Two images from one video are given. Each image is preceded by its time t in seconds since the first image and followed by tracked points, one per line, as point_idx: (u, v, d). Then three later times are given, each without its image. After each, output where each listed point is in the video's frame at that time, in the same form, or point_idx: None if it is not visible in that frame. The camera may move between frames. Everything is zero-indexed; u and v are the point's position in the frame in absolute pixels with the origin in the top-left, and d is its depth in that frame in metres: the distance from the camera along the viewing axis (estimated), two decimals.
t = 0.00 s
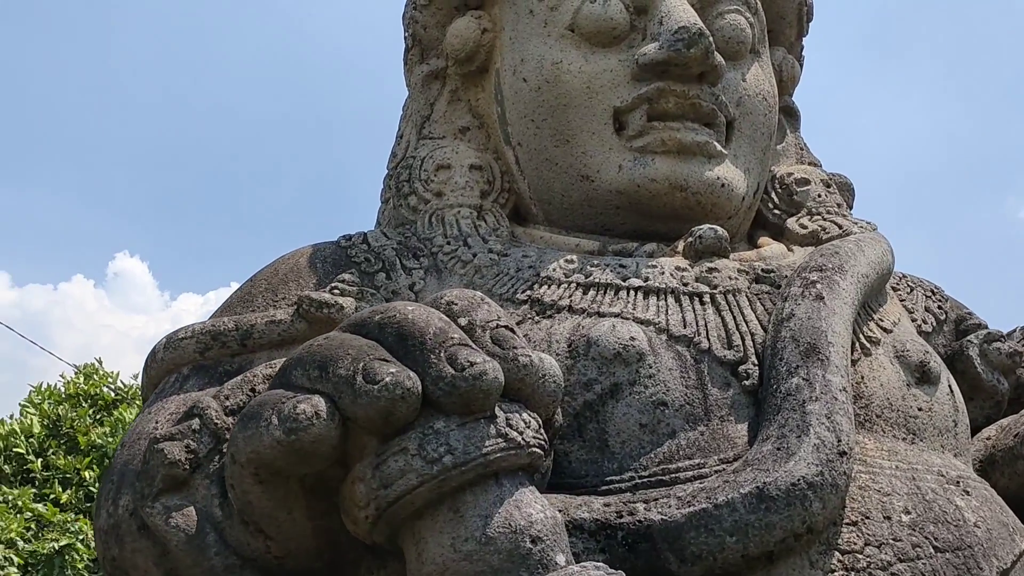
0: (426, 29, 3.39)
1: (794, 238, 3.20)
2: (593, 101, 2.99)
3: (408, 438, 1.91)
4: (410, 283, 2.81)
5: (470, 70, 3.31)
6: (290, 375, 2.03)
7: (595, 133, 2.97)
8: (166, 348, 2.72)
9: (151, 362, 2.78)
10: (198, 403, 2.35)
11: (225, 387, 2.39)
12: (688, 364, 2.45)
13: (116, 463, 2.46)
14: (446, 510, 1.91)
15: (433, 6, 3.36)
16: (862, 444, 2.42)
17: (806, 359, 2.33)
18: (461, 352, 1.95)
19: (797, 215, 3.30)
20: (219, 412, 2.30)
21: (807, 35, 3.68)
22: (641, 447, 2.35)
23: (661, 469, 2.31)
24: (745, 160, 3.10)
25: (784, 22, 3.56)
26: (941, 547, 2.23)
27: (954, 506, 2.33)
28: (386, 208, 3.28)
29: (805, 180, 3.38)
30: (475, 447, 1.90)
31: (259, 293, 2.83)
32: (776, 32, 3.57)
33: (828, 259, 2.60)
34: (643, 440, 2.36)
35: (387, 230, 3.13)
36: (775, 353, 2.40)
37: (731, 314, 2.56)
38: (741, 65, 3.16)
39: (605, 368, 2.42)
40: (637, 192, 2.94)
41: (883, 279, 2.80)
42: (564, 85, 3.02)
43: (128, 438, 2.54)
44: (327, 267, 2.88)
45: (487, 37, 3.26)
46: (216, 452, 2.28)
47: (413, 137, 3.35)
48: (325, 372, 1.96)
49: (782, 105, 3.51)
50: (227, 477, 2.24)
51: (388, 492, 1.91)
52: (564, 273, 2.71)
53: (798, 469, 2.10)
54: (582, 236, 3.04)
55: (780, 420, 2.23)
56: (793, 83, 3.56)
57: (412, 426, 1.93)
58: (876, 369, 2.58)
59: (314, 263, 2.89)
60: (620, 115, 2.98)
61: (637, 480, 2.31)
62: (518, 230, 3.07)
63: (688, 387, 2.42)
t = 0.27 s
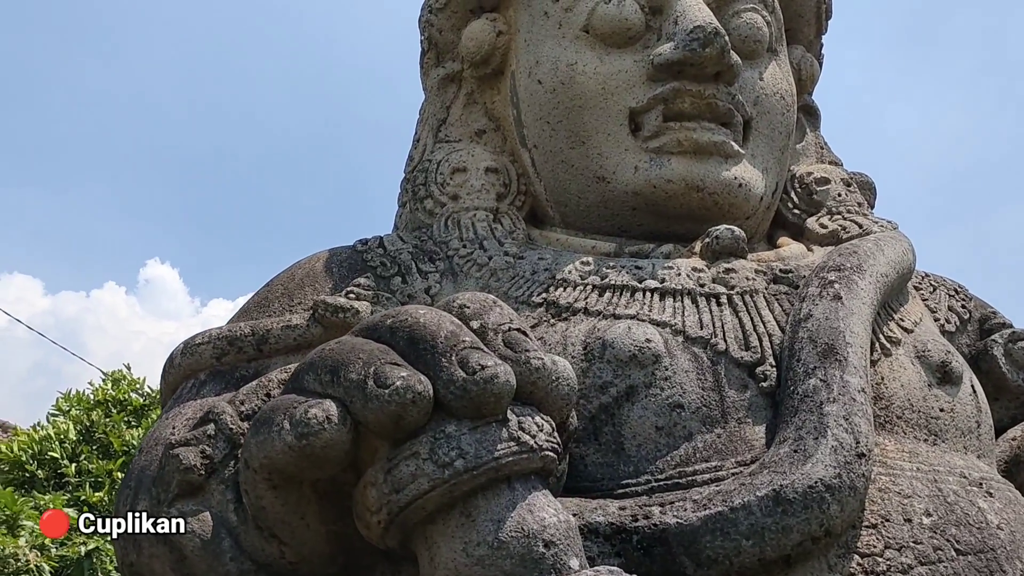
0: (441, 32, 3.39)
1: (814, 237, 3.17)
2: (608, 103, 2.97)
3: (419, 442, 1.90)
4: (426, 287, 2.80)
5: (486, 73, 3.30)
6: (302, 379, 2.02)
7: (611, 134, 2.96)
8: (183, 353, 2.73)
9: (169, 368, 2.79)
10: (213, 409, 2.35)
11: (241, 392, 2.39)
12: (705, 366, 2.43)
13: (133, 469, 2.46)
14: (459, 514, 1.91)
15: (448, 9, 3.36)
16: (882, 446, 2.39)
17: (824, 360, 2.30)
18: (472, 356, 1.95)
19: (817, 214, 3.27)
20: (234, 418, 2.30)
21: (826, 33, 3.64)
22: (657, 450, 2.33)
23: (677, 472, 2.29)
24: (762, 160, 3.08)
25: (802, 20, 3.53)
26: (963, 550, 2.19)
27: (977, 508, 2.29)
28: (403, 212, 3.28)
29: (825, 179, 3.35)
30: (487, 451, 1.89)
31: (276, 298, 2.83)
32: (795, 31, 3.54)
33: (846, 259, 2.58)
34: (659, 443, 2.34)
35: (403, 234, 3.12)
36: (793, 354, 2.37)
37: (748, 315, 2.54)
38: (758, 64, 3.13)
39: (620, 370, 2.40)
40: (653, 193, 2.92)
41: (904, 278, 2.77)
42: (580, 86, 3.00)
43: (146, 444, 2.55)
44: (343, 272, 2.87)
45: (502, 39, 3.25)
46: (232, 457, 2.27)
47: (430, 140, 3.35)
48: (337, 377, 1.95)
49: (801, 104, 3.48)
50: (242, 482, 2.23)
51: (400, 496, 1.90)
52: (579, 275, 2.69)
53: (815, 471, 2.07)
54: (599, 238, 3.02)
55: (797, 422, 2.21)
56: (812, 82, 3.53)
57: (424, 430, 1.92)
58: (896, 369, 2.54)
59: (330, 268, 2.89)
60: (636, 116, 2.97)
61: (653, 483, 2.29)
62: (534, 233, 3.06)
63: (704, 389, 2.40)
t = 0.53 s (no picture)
0: (459, 36, 3.37)
1: (838, 239, 3.12)
2: (628, 105, 2.94)
3: (437, 447, 1.88)
4: (445, 292, 2.78)
5: (504, 76, 3.29)
6: (319, 385, 2.01)
7: (630, 136, 2.93)
8: (202, 360, 2.72)
9: (189, 375, 2.78)
10: (231, 416, 2.34)
11: (259, 399, 2.38)
12: (727, 369, 2.39)
13: (152, 476, 2.45)
14: (478, 520, 1.88)
15: (466, 14, 3.35)
16: (910, 449, 2.35)
17: (849, 362, 2.26)
18: (490, 360, 1.92)
19: (841, 215, 3.23)
20: (252, 424, 2.29)
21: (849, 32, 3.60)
22: (679, 454, 2.30)
23: (700, 476, 2.25)
24: (784, 161, 3.04)
25: (824, 19, 3.49)
26: (994, 555, 2.15)
27: (1008, 512, 2.24)
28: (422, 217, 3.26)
29: (848, 180, 3.30)
30: (505, 455, 1.86)
31: (295, 304, 2.82)
32: (816, 31, 3.50)
33: (870, 260, 2.54)
34: (682, 447, 2.30)
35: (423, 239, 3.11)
36: (817, 357, 2.33)
37: (771, 317, 2.50)
38: (779, 64, 3.10)
39: (641, 374, 2.37)
40: (674, 195, 2.89)
41: (930, 279, 2.72)
42: (598, 89, 2.98)
43: (165, 451, 2.54)
44: (362, 277, 2.86)
45: (520, 43, 3.23)
46: (250, 464, 2.26)
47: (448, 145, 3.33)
48: (353, 382, 1.93)
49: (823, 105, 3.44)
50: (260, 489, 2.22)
51: (418, 502, 1.88)
52: (599, 279, 2.67)
53: (841, 475, 2.03)
54: (619, 241, 3.00)
55: (822, 425, 2.17)
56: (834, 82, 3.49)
57: (442, 435, 1.90)
58: (923, 372, 2.50)
59: (349, 274, 2.88)
60: (656, 118, 2.94)
61: (676, 488, 2.25)
62: (554, 237, 3.03)
63: (727, 393, 2.36)
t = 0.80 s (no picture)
0: (476, 42, 3.35)
1: (863, 243, 3.07)
2: (647, 108, 2.91)
3: (455, 454, 1.84)
4: (463, 299, 2.75)
5: (522, 82, 3.26)
6: (336, 392, 1.98)
7: (650, 140, 2.89)
8: (219, 369, 2.70)
9: (206, 384, 2.76)
10: (247, 424, 2.31)
11: (276, 407, 2.35)
12: (751, 375, 2.35)
13: (169, 486, 2.43)
14: (497, 528, 1.84)
15: (483, 19, 3.32)
16: (939, 455, 2.29)
17: (876, 366, 2.21)
18: (508, 365, 1.89)
19: (865, 219, 3.18)
20: (268, 433, 2.26)
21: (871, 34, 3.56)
22: (702, 461, 2.25)
23: (724, 484, 2.21)
24: (807, 163, 2.99)
25: (846, 21, 3.44)
26: None
27: None
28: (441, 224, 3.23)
29: (872, 183, 3.25)
30: (524, 462, 1.83)
31: (312, 312, 2.80)
32: (838, 33, 3.46)
33: (897, 262, 2.49)
34: (705, 454, 2.26)
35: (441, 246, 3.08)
36: (843, 361, 2.29)
37: (795, 321, 2.46)
38: (801, 66, 3.05)
39: (663, 380, 2.33)
40: (695, 199, 2.85)
41: (957, 282, 2.67)
42: (617, 92, 2.95)
43: (182, 460, 2.51)
44: (380, 284, 2.83)
45: (538, 47, 3.20)
46: (266, 473, 2.23)
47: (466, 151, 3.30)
48: (370, 389, 1.90)
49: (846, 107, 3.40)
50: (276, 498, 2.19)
51: (436, 510, 1.84)
52: (620, 284, 2.63)
53: (869, 481, 1.98)
54: (640, 246, 2.96)
55: (849, 431, 2.12)
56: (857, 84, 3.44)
57: (460, 442, 1.86)
58: (952, 376, 2.44)
59: (367, 281, 2.85)
60: (676, 121, 2.90)
61: (699, 496, 2.21)
62: (573, 242, 3.00)
63: (751, 398, 2.32)
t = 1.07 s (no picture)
0: (480, 44, 3.31)
1: (875, 243, 3.02)
2: (653, 108, 2.86)
3: (457, 459, 1.79)
4: (468, 302, 2.70)
5: (526, 83, 3.22)
6: (335, 396, 1.93)
7: (657, 140, 2.84)
8: (220, 377, 2.65)
9: (207, 392, 2.71)
10: (247, 431, 2.26)
11: (276, 414, 2.30)
12: (762, 377, 2.29)
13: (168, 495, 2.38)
14: (501, 535, 1.79)
15: (487, 21, 3.28)
16: (956, 458, 2.23)
17: (890, 367, 2.15)
18: (511, 367, 1.84)
19: (877, 219, 3.12)
20: (268, 440, 2.21)
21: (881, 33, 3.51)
22: (713, 466, 2.19)
23: (735, 489, 2.15)
24: (817, 163, 2.94)
25: (855, 19, 3.39)
26: None
27: None
28: (445, 228, 3.18)
29: (884, 183, 3.19)
30: (528, 466, 1.77)
31: (314, 317, 2.75)
32: (848, 31, 3.41)
33: (910, 261, 2.43)
34: (715, 459, 2.20)
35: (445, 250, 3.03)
36: (856, 362, 2.23)
37: (807, 322, 2.40)
38: (810, 64, 3.00)
39: (671, 383, 2.27)
40: (703, 200, 2.79)
41: (972, 282, 2.61)
42: (623, 92, 2.90)
43: (181, 469, 2.46)
44: (383, 289, 2.78)
45: (542, 48, 3.16)
46: (266, 480, 2.18)
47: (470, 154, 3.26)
48: (369, 392, 1.85)
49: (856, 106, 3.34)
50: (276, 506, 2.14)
51: (438, 517, 1.79)
52: (627, 286, 2.58)
53: (884, 484, 1.92)
54: (647, 248, 2.90)
55: (863, 433, 2.06)
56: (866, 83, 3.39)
57: (462, 446, 1.81)
58: (968, 377, 2.38)
59: (369, 286, 2.80)
60: (683, 121, 2.85)
61: (710, 501, 2.15)
62: (580, 245, 2.95)
63: (762, 401, 2.26)
